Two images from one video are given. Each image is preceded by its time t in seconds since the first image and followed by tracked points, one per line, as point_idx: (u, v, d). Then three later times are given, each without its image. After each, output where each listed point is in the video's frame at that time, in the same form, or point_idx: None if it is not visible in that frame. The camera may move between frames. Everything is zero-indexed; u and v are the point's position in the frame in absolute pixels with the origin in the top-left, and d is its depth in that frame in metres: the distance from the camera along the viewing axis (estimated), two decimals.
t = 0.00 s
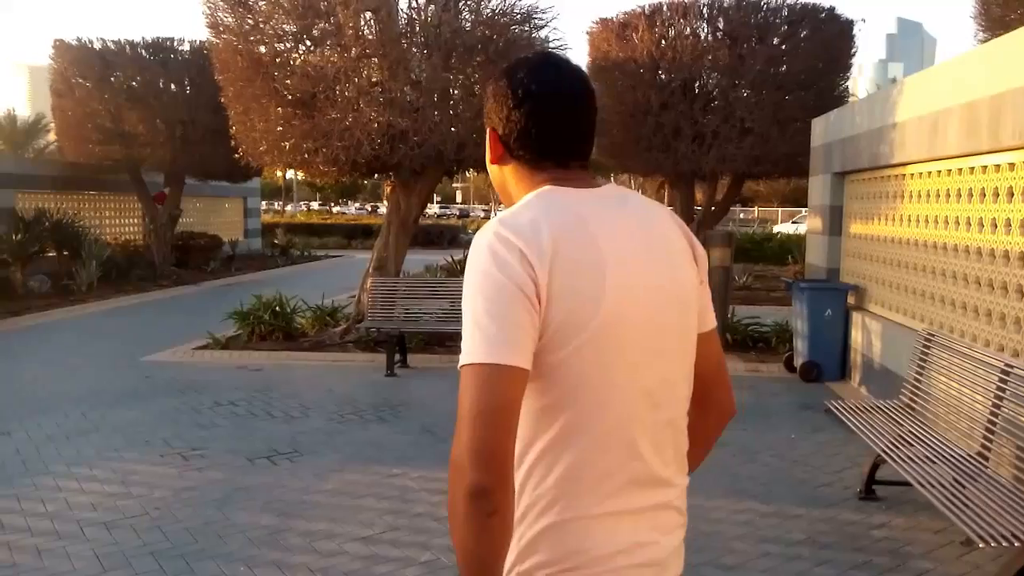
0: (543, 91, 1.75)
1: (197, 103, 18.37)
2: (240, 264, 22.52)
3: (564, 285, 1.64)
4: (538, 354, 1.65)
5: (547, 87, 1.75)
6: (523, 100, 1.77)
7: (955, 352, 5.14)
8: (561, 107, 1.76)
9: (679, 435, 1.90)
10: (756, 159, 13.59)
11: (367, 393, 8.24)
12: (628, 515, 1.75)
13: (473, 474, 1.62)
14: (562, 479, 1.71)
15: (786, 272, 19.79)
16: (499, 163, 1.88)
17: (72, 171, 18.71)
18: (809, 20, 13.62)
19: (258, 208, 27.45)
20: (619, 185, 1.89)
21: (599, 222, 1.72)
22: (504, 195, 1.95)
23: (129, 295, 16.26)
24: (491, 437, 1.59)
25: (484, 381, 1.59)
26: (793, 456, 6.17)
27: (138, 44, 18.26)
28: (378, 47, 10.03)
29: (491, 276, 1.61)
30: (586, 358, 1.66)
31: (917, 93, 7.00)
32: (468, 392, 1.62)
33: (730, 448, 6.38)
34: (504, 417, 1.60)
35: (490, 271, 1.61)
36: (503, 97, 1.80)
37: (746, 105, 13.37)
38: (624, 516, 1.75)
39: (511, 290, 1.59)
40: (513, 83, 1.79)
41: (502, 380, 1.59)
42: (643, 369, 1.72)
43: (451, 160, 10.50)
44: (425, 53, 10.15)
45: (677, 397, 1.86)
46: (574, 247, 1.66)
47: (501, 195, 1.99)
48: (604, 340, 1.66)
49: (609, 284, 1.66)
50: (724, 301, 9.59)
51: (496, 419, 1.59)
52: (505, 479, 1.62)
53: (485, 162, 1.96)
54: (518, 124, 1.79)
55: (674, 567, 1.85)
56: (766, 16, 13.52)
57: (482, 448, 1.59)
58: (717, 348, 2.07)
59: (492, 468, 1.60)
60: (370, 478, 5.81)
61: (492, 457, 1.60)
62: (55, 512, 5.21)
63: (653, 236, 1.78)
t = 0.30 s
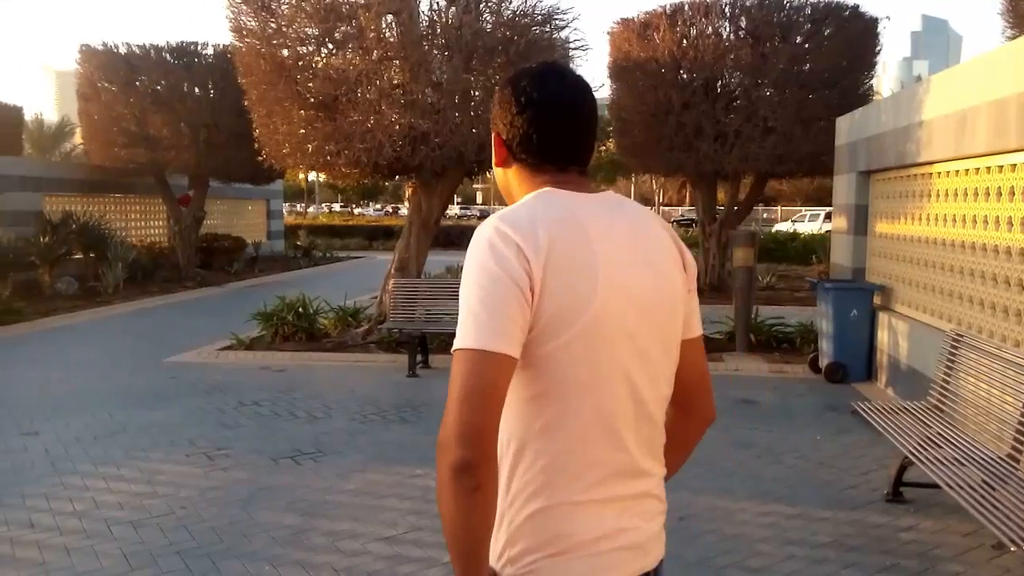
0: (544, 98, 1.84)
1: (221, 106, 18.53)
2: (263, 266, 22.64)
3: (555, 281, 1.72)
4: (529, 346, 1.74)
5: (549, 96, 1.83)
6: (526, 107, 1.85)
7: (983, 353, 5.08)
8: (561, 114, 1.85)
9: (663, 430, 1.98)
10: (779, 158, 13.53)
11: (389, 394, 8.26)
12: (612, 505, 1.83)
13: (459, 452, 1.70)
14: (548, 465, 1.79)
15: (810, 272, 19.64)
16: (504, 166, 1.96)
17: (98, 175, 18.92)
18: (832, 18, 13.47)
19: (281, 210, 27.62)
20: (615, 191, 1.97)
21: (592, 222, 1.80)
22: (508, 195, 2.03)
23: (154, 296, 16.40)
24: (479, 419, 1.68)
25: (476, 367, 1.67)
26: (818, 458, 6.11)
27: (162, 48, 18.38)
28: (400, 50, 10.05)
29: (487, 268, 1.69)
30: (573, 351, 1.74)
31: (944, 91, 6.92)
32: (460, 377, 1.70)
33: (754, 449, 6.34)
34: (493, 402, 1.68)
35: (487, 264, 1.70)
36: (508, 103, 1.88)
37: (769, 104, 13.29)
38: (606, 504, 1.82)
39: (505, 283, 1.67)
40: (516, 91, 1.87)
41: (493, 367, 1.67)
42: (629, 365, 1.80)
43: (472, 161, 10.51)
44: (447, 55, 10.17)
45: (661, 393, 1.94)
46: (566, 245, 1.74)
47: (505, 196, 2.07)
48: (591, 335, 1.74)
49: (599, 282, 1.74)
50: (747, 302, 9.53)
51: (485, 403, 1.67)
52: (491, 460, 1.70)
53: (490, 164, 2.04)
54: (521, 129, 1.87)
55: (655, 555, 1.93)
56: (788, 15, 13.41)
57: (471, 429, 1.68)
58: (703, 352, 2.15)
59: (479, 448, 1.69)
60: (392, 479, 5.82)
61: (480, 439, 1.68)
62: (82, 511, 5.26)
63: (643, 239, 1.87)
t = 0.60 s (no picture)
0: (551, 101, 1.94)
1: (241, 109, 18.58)
2: (283, 268, 22.68)
3: (556, 278, 1.82)
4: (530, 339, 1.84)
5: (556, 99, 1.93)
6: (534, 109, 1.95)
7: (1007, 358, 5.00)
8: (567, 116, 1.94)
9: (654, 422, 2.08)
10: (800, 161, 13.44)
11: (407, 396, 8.24)
12: (603, 493, 1.93)
13: (463, 437, 1.82)
14: (544, 453, 1.89)
15: (832, 276, 19.45)
16: (510, 164, 2.06)
17: (120, 177, 19.06)
18: (854, 19, 13.35)
19: (301, 213, 27.71)
20: (616, 194, 2.07)
21: (592, 223, 1.90)
22: (515, 192, 2.14)
23: (175, 297, 16.47)
24: (482, 405, 1.79)
25: (480, 357, 1.79)
26: (841, 464, 6.04)
27: (184, 52, 18.50)
28: (418, 52, 10.03)
29: (492, 264, 1.80)
30: (571, 345, 1.84)
31: (968, 92, 6.81)
32: (464, 365, 1.82)
33: (776, 455, 6.27)
34: (495, 389, 1.80)
35: (491, 259, 1.80)
36: (516, 104, 1.98)
37: (790, 106, 13.20)
38: (598, 492, 1.93)
39: (508, 277, 1.78)
40: (524, 92, 1.97)
41: (496, 358, 1.78)
42: (623, 360, 1.91)
43: (490, 164, 10.49)
44: (465, 57, 10.15)
45: (652, 387, 2.04)
46: (567, 244, 1.85)
47: (511, 192, 2.18)
48: (587, 331, 1.85)
49: (596, 280, 1.85)
50: (767, 306, 9.44)
51: (489, 390, 1.79)
52: (492, 444, 1.82)
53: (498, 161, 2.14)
54: (528, 128, 1.97)
55: (643, 543, 2.03)
56: (810, 16, 13.28)
57: (474, 415, 1.79)
58: (694, 351, 2.24)
59: (480, 432, 1.80)
60: (411, 481, 5.80)
61: (482, 424, 1.80)
62: (104, 510, 5.27)
63: (639, 241, 1.97)
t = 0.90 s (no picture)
0: (555, 113, 2.03)
1: (266, 112, 18.65)
2: (306, 269, 22.78)
3: (563, 284, 1.86)
4: (536, 343, 1.88)
5: (561, 111, 2.03)
6: (540, 120, 2.04)
7: None
8: (570, 128, 2.04)
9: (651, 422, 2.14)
10: (824, 163, 13.34)
11: (428, 397, 8.25)
12: (601, 492, 1.99)
13: (472, 435, 1.87)
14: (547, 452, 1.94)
15: (856, 279, 19.29)
16: (515, 174, 2.14)
17: (145, 178, 19.24)
18: (880, 21, 13.25)
19: (323, 214, 27.85)
20: (616, 202, 2.13)
21: (596, 230, 1.95)
22: (519, 203, 2.21)
23: (199, 297, 16.59)
24: (491, 406, 1.84)
25: (490, 360, 1.83)
26: (866, 470, 5.98)
27: (209, 55, 18.68)
28: (441, 55, 10.04)
29: (501, 269, 1.84)
30: (575, 349, 1.89)
31: (996, 94, 6.74)
32: (473, 366, 1.85)
33: (799, 460, 6.22)
34: (503, 391, 1.84)
35: (501, 264, 1.84)
36: (523, 116, 2.07)
37: (815, 108, 13.11)
38: (597, 490, 1.98)
39: (518, 282, 1.82)
40: (529, 106, 2.06)
41: (504, 361, 1.82)
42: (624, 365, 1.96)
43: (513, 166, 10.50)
44: (487, 60, 10.16)
45: (651, 389, 2.10)
46: (574, 251, 1.89)
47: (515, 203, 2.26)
48: (591, 336, 1.89)
49: (601, 287, 1.89)
50: (790, 309, 9.38)
51: (498, 392, 1.83)
52: (499, 443, 1.87)
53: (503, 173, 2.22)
54: (532, 140, 2.06)
55: (639, 538, 2.09)
56: (834, 18, 13.21)
57: (484, 415, 1.84)
58: (688, 352, 2.30)
59: (488, 432, 1.86)
60: (432, 482, 5.80)
61: (491, 424, 1.85)
62: (128, 509, 5.31)
63: (641, 248, 2.02)
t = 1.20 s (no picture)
0: (554, 113, 2.10)
1: (280, 111, 18.67)
2: (319, 268, 22.81)
3: (572, 279, 1.94)
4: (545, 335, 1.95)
5: (561, 111, 2.10)
6: (541, 120, 2.11)
7: None
8: (568, 126, 2.11)
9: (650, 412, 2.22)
10: (841, 163, 13.24)
11: (442, 397, 8.24)
12: (601, 479, 2.06)
13: (489, 428, 1.94)
14: (554, 439, 2.01)
15: (872, 280, 19.15)
16: (518, 172, 2.21)
17: (160, 178, 19.33)
18: (897, 19, 13.15)
19: (337, 214, 27.89)
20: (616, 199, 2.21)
21: (603, 229, 2.02)
22: (520, 200, 2.28)
23: (214, 297, 16.64)
24: (505, 397, 1.91)
25: (505, 353, 1.90)
26: (882, 472, 5.93)
27: (225, 55, 18.75)
28: (455, 55, 10.02)
29: (513, 265, 1.91)
30: (582, 342, 1.96)
31: (1014, 93, 6.67)
32: (488, 357, 1.92)
33: (814, 462, 6.18)
34: (516, 382, 1.91)
35: (513, 259, 1.92)
36: (524, 115, 2.14)
37: (831, 107, 13.03)
38: (597, 478, 2.05)
39: (529, 276, 1.90)
40: (530, 106, 2.13)
41: (518, 353, 1.90)
42: (628, 357, 2.04)
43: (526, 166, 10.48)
44: (501, 59, 10.13)
45: (652, 381, 2.18)
46: (582, 247, 1.97)
47: (516, 200, 2.32)
48: (596, 330, 1.97)
49: (607, 283, 1.97)
50: (806, 310, 9.33)
51: (511, 384, 1.90)
52: (512, 434, 1.94)
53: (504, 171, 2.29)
54: (533, 138, 2.13)
55: (637, 523, 2.17)
56: (851, 16, 13.13)
57: (500, 406, 1.91)
58: (685, 344, 2.39)
59: (505, 423, 1.92)
60: (446, 482, 5.80)
61: (506, 415, 1.92)
62: (144, 507, 5.33)
63: (644, 246, 2.10)
